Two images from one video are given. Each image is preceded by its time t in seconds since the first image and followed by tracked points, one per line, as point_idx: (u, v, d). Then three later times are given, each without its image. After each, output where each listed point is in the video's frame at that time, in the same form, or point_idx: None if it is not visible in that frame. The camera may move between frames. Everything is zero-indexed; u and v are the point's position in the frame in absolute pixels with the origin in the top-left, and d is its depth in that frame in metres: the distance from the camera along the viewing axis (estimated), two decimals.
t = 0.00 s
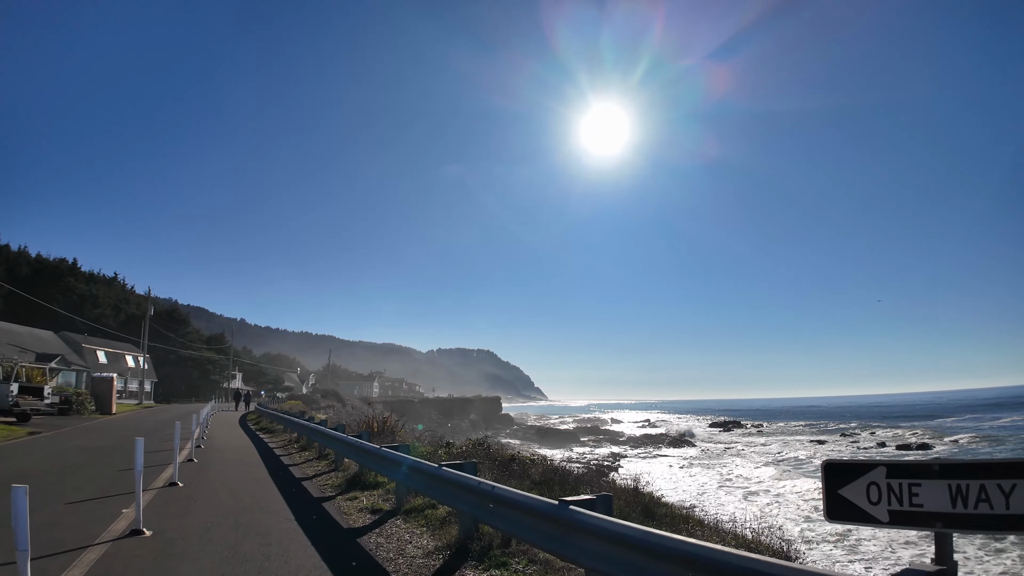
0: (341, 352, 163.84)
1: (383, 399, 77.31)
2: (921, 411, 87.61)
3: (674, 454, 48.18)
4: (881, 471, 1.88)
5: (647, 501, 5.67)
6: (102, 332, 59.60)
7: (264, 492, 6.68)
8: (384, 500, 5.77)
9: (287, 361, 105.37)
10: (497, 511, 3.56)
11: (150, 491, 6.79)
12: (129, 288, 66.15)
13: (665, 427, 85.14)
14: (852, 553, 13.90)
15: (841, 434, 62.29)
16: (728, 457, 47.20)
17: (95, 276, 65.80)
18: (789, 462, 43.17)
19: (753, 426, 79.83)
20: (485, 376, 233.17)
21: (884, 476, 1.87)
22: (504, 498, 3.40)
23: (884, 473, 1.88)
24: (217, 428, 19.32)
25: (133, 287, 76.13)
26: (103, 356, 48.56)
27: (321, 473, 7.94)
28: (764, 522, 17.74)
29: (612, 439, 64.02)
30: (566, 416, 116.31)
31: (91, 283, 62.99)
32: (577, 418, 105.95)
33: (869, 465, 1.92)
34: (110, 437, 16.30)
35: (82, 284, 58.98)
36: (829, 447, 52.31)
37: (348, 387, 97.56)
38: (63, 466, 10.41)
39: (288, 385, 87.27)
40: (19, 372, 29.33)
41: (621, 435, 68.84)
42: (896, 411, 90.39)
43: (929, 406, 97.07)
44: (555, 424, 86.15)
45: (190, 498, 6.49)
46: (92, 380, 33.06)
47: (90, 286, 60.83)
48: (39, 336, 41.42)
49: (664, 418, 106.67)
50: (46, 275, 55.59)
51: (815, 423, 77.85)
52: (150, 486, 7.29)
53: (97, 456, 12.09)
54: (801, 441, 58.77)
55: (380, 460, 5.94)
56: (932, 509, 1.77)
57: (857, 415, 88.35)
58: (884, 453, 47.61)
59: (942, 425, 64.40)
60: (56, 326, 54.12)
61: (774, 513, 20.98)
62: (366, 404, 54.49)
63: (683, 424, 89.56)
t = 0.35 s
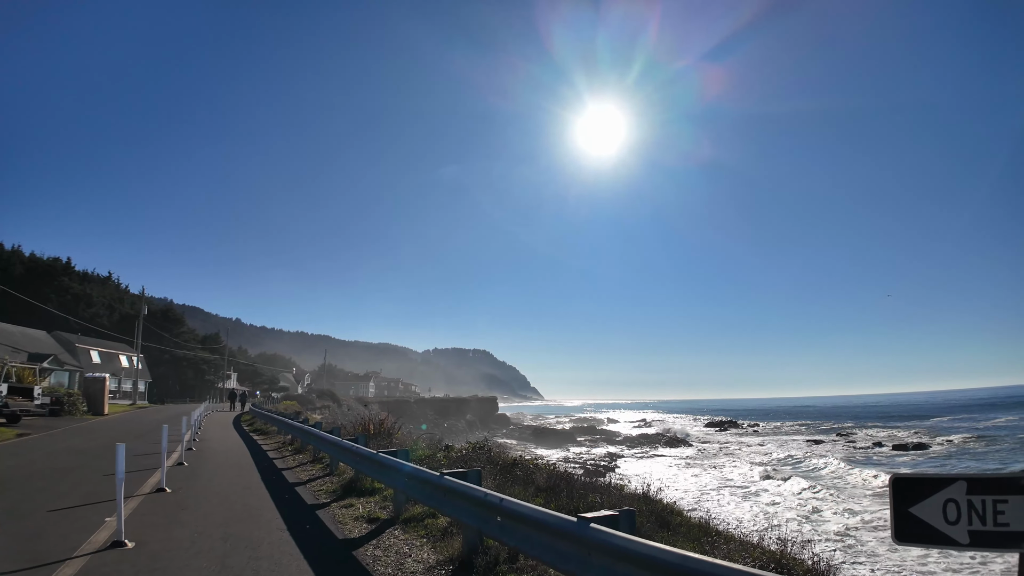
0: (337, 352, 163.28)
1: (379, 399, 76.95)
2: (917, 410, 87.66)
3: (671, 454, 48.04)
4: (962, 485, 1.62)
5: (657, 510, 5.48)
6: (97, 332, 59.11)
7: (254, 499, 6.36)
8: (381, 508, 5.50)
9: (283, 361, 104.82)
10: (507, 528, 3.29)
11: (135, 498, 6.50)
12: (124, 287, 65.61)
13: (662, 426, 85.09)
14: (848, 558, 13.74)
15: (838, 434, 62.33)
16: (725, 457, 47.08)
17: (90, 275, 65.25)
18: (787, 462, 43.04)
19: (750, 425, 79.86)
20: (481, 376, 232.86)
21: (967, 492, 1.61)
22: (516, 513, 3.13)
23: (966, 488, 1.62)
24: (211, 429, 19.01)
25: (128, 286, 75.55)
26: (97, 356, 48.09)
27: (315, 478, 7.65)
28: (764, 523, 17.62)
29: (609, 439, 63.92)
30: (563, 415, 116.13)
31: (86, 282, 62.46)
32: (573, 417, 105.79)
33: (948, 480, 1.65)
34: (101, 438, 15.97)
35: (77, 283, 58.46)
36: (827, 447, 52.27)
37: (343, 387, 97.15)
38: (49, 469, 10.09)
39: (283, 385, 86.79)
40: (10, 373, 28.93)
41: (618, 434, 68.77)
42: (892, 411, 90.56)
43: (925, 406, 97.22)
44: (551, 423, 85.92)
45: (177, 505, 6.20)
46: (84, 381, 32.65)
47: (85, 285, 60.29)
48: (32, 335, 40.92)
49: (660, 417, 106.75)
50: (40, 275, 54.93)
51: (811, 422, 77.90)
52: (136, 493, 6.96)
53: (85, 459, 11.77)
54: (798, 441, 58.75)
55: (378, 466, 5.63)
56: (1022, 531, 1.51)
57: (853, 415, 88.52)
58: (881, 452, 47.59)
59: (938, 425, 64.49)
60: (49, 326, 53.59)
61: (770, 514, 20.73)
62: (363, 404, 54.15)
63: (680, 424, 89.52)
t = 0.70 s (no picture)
0: (328, 348, 162.21)
1: (370, 395, 76.33)
2: (906, 406, 88.38)
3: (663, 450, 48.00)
4: None
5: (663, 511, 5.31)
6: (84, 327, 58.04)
7: (235, 500, 6.04)
8: (370, 509, 5.21)
9: (273, 356, 103.84)
10: (507, 536, 3.01)
11: (111, 499, 6.16)
12: (111, 282, 64.51)
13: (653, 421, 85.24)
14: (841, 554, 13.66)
15: (828, 429, 62.61)
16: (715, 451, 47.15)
17: (77, 270, 64.09)
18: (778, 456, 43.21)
19: (740, 421, 80.14)
20: (472, 372, 232.68)
21: None
22: (518, 521, 2.86)
23: None
24: (197, 425, 18.58)
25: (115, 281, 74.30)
26: (83, 352, 47.21)
27: (301, 477, 7.33)
28: (758, 518, 17.54)
29: (600, 434, 63.82)
30: (555, 411, 115.98)
31: (73, 277, 61.35)
32: (564, 413, 105.85)
33: None
34: (82, 435, 15.49)
35: (63, 278, 57.40)
36: (816, 442, 52.50)
37: (334, 383, 96.45)
38: (25, 468, 9.67)
39: (273, 380, 85.88)
40: None
41: (610, 430, 68.77)
42: (880, 407, 91.31)
43: (912, 402, 98.11)
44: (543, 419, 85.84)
45: (154, 507, 5.85)
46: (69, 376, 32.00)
47: (72, 280, 59.21)
48: (16, 330, 40.06)
49: (651, 413, 106.98)
50: (26, 269, 53.93)
51: (801, 418, 78.35)
52: (111, 493, 6.59)
53: (64, 457, 11.34)
54: (788, 436, 58.95)
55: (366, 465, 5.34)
56: None
57: (842, 410, 89.09)
58: (870, 447, 47.83)
59: (926, 421, 65.04)
60: (34, 321, 52.55)
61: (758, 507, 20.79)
62: (353, 400, 53.59)
63: (671, 419, 89.76)
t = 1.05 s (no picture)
0: (322, 342, 161.51)
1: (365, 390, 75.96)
2: (898, 402, 88.91)
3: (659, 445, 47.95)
4: None
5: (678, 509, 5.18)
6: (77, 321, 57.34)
7: (228, 500, 5.74)
8: (371, 512, 4.92)
9: (268, 350, 103.24)
10: (531, 548, 2.69)
11: (98, 499, 5.87)
12: (104, 275, 63.75)
13: (648, 417, 85.30)
14: (840, 549, 13.65)
15: (822, 425, 62.81)
16: (711, 447, 47.11)
17: (69, 263, 63.29)
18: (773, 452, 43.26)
19: (734, 417, 80.31)
20: (467, 367, 232.59)
21: None
22: (544, 530, 2.54)
23: None
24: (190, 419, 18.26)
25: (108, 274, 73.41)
26: (76, 345, 46.62)
27: (298, 475, 7.03)
28: (758, 515, 17.44)
29: (596, 429, 63.79)
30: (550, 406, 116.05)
31: (65, 269, 60.60)
32: (558, 408, 106.02)
33: None
34: (72, 430, 15.15)
35: (56, 271, 56.67)
36: (811, 438, 52.62)
37: (328, 377, 96.04)
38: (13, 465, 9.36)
39: (267, 374, 85.39)
40: None
41: (605, 425, 68.76)
42: (873, 403, 91.78)
43: (904, 398, 98.73)
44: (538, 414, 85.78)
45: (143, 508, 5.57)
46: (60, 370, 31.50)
47: (64, 272, 58.50)
48: (7, 323, 39.47)
49: (646, 408, 107.18)
50: (18, 263, 53.18)
51: (794, 414, 78.63)
52: (97, 492, 6.27)
53: (53, 453, 11.01)
54: (782, 432, 59.10)
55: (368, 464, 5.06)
56: None
57: (836, 407, 89.51)
58: (865, 443, 47.99)
59: (919, 417, 65.28)
60: (26, 314, 51.86)
61: (755, 502, 20.75)
62: (348, 395, 53.22)
63: (665, 415, 89.92)
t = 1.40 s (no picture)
0: (315, 340, 160.78)
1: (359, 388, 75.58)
2: (890, 402, 89.36)
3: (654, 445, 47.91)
4: None
5: (700, 516, 5.02)
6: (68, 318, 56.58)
7: (223, 505, 5.51)
8: (376, 518, 4.70)
9: (261, 348, 102.54)
10: (564, 565, 2.47)
11: (85, 505, 5.59)
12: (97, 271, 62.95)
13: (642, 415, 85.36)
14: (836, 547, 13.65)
15: (816, 424, 63.07)
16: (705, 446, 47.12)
17: (60, 259, 62.46)
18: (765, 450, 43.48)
19: (728, 415, 80.54)
20: (461, 365, 232.27)
21: None
22: (581, 548, 2.32)
23: None
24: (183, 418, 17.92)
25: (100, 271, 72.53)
26: (67, 343, 45.97)
27: (296, 478, 6.78)
28: (757, 513, 17.30)
29: (590, 428, 63.71)
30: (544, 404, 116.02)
31: (56, 265, 59.80)
32: (552, 407, 105.94)
33: None
34: (62, 430, 14.80)
35: (47, 267, 55.88)
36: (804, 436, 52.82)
37: (322, 375, 95.55)
38: None
39: (260, 372, 84.75)
40: None
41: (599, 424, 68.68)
42: (865, 402, 92.34)
43: (895, 398, 99.30)
44: (532, 412, 85.69)
45: (133, 514, 5.30)
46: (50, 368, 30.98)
47: (56, 269, 57.74)
48: None
49: (639, 407, 107.33)
50: (9, 259, 52.38)
51: (788, 413, 78.95)
52: (87, 496, 6.01)
53: (42, 454, 10.67)
54: (776, 431, 59.25)
55: (370, 466, 4.83)
56: None
57: (828, 406, 89.97)
58: (858, 443, 48.20)
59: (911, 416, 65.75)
60: (17, 310, 51.12)
61: (749, 500, 20.76)
62: (343, 394, 52.82)
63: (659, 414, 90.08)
